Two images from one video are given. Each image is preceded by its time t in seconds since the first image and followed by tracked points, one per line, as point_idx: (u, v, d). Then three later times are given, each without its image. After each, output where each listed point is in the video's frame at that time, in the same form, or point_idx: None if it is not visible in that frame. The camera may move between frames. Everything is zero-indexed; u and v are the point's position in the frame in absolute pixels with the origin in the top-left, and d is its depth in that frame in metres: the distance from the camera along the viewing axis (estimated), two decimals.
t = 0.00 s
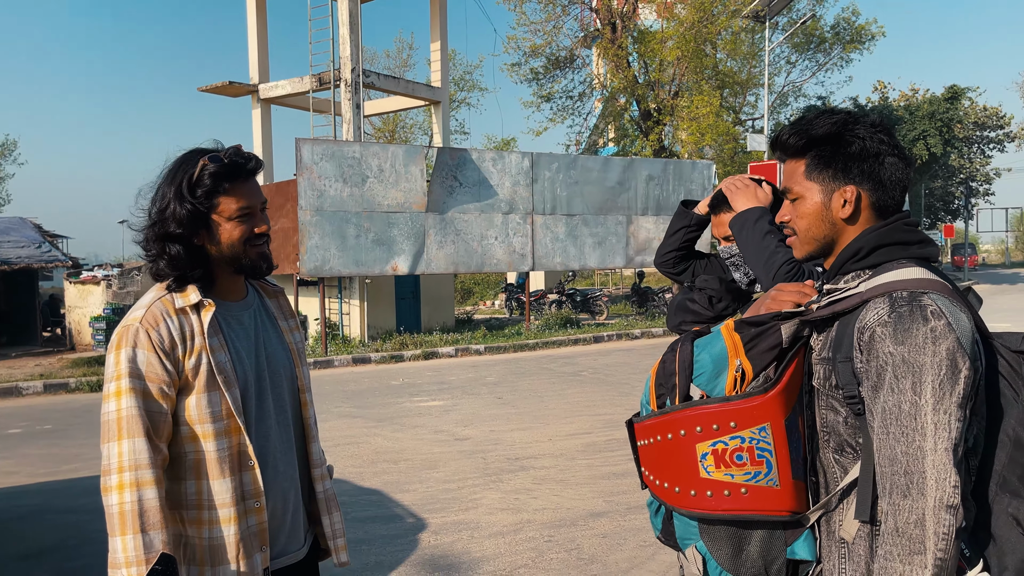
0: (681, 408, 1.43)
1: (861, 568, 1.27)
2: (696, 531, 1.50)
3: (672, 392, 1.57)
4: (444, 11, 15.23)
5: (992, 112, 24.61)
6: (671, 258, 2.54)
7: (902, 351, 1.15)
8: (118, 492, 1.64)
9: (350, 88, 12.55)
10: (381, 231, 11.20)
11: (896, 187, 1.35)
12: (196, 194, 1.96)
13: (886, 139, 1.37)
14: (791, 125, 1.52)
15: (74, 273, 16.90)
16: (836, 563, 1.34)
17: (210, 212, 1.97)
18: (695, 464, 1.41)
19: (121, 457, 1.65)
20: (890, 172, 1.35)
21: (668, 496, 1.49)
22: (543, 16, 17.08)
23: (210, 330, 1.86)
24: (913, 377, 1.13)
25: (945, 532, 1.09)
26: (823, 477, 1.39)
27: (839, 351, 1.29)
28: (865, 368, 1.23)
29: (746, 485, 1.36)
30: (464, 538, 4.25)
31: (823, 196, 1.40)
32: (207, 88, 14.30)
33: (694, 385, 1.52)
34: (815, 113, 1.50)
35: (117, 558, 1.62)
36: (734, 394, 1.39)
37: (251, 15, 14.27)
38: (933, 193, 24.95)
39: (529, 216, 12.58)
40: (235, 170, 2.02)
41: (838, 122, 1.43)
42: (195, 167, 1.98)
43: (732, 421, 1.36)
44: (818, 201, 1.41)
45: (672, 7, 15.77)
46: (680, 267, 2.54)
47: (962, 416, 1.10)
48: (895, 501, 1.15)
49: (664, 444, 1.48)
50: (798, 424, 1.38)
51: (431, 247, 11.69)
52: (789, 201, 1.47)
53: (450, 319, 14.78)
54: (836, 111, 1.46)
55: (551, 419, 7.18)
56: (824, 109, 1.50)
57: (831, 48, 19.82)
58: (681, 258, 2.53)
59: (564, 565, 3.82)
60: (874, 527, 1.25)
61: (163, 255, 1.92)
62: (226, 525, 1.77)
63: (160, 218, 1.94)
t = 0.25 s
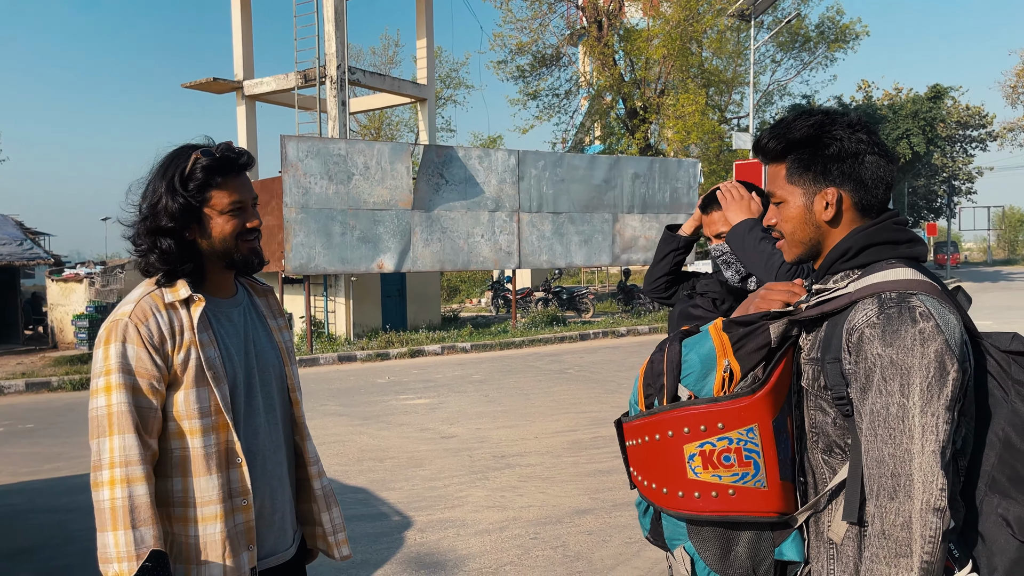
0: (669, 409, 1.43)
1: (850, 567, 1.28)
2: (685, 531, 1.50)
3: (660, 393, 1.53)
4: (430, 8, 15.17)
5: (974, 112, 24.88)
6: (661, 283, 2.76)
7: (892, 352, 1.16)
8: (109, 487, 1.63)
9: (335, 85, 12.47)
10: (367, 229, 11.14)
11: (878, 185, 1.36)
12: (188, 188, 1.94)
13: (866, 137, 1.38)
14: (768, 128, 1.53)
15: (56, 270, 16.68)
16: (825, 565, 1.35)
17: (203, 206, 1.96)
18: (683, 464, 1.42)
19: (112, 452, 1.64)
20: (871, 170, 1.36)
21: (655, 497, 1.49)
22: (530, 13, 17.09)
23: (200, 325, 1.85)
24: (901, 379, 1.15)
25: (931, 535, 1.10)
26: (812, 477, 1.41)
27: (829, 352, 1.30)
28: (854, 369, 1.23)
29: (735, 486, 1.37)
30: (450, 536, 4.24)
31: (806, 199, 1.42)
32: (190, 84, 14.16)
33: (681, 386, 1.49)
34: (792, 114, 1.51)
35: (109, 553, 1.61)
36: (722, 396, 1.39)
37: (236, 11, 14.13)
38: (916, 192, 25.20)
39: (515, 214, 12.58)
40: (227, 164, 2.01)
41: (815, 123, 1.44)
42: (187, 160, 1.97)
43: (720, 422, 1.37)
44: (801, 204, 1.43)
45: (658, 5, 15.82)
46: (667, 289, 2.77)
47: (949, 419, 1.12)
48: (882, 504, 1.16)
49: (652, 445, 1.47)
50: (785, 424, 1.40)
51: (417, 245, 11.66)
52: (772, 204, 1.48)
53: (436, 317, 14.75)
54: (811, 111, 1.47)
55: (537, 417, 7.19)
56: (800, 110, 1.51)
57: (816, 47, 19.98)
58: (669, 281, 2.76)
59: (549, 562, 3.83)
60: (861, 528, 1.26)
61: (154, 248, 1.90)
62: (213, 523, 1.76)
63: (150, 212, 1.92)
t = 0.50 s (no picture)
0: (668, 416, 1.45)
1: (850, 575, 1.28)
2: (683, 537, 1.53)
3: (658, 397, 1.56)
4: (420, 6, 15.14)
5: (962, 111, 25.04)
6: (658, 287, 2.74)
7: (895, 362, 1.16)
8: (95, 483, 1.61)
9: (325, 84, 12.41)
10: (357, 228, 11.10)
11: (876, 186, 1.37)
12: (190, 184, 1.94)
13: (860, 138, 1.39)
14: (762, 133, 1.55)
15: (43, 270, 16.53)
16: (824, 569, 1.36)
17: (204, 203, 1.96)
18: (682, 472, 1.44)
19: (101, 447, 1.63)
20: (867, 172, 1.36)
21: (655, 503, 1.52)
22: (520, 12, 17.07)
23: (196, 323, 1.84)
24: (905, 390, 1.14)
25: (934, 547, 1.10)
26: (812, 482, 1.41)
27: (829, 358, 1.30)
28: (856, 378, 1.23)
29: (733, 494, 1.38)
30: (441, 535, 4.24)
31: (803, 205, 1.43)
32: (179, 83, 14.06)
33: (680, 391, 1.52)
34: (785, 117, 1.52)
35: (88, 549, 1.60)
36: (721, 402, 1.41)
37: (224, 9, 14.04)
38: (905, 190, 25.39)
39: (505, 213, 12.57)
40: (230, 163, 2.02)
41: (808, 128, 1.45)
42: (190, 158, 1.98)
43: (719, 430, 1.38)
44: (799, 209, 1.44)
45: (648, 4, 15.85)
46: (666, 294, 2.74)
47: (953, 430, 1.11)
48: (884, 515, 1.17)
49: (651, 451, 1.50)
50: (786, 430, 1.40)
51: (408, 244, 11.64)
52: (770, 210, 1.50)
53: (427, 316, 14.73)
54: (804, 115, 1.48)
55: (528, 416, 7.19)
56: (792, 113, 1.52)
57: (805, 46, 20.08)
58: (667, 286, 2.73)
59: (540, 561, 3.84)
60: (861, 536, 1.27)
61: (155, 245, 1.90)
62: (202, 522, 1.75)
63: (153, 208, 1.92)
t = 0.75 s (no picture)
0: (673, 426, 1.45)
1: None
2: (689, 544, 1.53)
3: (661, 404, 1.54)
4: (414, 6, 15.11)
5: (955, 110, 25.15)
6: (664, 283, 2.77)
7: (905, 371, 1.16)
8: (87, 480, 1.60)
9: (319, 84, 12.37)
10: (351, 228, 11.08)
11: (885, 190, 1.38)
12: (199, 182, 1.95)
13: (871, 141, 1.39)
14: (774, 131, 1.54)
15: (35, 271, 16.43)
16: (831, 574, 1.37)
17: (213, 201, 1.97)
18: (688, 483, 1.45)
19: (94, 444, 1.62)
20: (878, 176, 1.37)
21: (661, 513, 1.52)
22: (513, 12, 17.07)
23: (194, 322, 1.84)
24: (915, 400, 1.14)
25: (944, 557, 1.10)
26: (818, 487, 1.42)
27: (835, 365, 1.31)
28: (865, 387, 1.23)
29: (741, 504, 1.39)
30: (437, 535, 4.24)
31: (813, 208, 1.44)
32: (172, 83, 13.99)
33: (684, 399, 1.50)
34: (800, 114, 1.52)
35: (79, 546, 1.59)
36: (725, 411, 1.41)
37: (218, 9, 13.99)
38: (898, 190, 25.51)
39: (500, 213, 12.57)
40: (237, 162, 2.04)
41: (822, 130, 1.45)
42: (199, 157, 1.99)
43: (725, 440, 1.39)
44: (809, 212, 1.45)
45: (642, 5, 15.89)
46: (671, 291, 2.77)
47: (963, 439, 1.11)
48: (895, 525, 1.16)
49: (657, 462, 1.50)
50: (790, 437, 1.41)
51: (402, 244, 11.62)
52: (777, 211, 1.51)
53: (421, 317, 14.72)
54: (820, 115, 1.47)
55: (523, 416, 7.19)
56: (803, 111, 1.52)
57: (798, 45, 20.16)
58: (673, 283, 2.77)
59: (536, 561, 3.84)
60: (870, 543, 1.28)
61: (161, 240, 1.89)
62: (196, 522, 1.74)
63: (160, 204, 1.92)
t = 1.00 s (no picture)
0: (685, 424, 1.45)
1: None
2: (699, 545, 1.55)
3: (672, 404, 1.55)
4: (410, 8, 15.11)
5: (950, 111, 25.22)
6: (683, 281, 2.88)
7: (918, 366, 1.16)
8: (89, 484, 1.60)
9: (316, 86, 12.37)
10: (348, 230, 11.08)
11: (888, 185, 1.39)
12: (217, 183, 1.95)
13: (872, 137, 1.41)
14: (771, 133, 1.56)
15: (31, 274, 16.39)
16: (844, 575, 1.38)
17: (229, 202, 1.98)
18: (701, 481, 1.44)
19: (96, 448, 1.62)
20: (881, 172, 1.39)
21: (671, 513, 1.53)
22: (510, 14, 17.08)
23: (195, 325, 1.83)
24: (929, 394, 1.14)
25: (963, 551, 1.10)
26: (830, 487, 1.42)
27: (846, 361, 1.32)
28: (878, 382, 1.24)
29: (754, 502, 1.39)
30: (436, 537, 4.23)
31: (818, 205, 1.44)
32: (169, 85, 13.98)
33: (694, 398, 1.50)
34: (796, 116, 1.54)
35: (83, 550, 1.59)
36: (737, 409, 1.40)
37: (214, 11, 13.98)
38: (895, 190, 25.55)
39: (497, 214, 12.58)
40: (251, 167, 2.06)
41: (821, 127, 1.47)
42: (217, 158, 1.99)
43: (738, 437, 1.38)
44: (814, 209, 1.45)
45: (638, 6, 15.92)
46: (688, 290, 2.88)
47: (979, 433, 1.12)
48: (913, 521, 1.16)
49: (668, 461, 1.50)
50: (803, 435, 1.41)
51: (400, 246, 11.62)
52: (780, 211, 1.51)
53: (419, 318, 14.72)
54: (816, 115, 1.50)
55: (521, 417, 7.19)
56: (800, 112, 1.54)
57: (794, 46, 20.21)
58: (691, 282, 2.87)
59: (535, 562, 3.84)
60: (885, 542, 1.29)
61: (184, 239, 1.88)
62: (197, 525, 1.74)
63: (181, 204, 1.90)
